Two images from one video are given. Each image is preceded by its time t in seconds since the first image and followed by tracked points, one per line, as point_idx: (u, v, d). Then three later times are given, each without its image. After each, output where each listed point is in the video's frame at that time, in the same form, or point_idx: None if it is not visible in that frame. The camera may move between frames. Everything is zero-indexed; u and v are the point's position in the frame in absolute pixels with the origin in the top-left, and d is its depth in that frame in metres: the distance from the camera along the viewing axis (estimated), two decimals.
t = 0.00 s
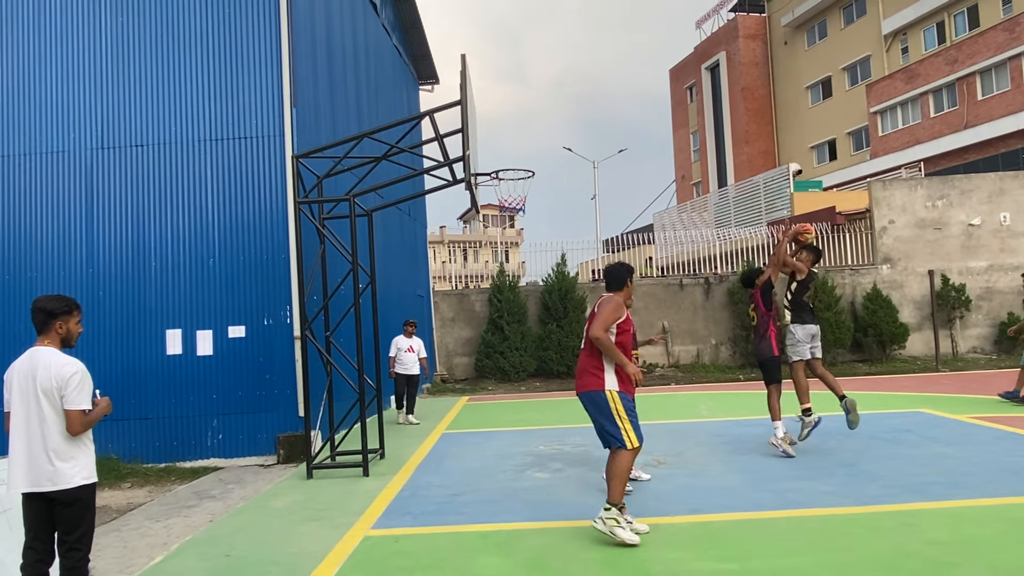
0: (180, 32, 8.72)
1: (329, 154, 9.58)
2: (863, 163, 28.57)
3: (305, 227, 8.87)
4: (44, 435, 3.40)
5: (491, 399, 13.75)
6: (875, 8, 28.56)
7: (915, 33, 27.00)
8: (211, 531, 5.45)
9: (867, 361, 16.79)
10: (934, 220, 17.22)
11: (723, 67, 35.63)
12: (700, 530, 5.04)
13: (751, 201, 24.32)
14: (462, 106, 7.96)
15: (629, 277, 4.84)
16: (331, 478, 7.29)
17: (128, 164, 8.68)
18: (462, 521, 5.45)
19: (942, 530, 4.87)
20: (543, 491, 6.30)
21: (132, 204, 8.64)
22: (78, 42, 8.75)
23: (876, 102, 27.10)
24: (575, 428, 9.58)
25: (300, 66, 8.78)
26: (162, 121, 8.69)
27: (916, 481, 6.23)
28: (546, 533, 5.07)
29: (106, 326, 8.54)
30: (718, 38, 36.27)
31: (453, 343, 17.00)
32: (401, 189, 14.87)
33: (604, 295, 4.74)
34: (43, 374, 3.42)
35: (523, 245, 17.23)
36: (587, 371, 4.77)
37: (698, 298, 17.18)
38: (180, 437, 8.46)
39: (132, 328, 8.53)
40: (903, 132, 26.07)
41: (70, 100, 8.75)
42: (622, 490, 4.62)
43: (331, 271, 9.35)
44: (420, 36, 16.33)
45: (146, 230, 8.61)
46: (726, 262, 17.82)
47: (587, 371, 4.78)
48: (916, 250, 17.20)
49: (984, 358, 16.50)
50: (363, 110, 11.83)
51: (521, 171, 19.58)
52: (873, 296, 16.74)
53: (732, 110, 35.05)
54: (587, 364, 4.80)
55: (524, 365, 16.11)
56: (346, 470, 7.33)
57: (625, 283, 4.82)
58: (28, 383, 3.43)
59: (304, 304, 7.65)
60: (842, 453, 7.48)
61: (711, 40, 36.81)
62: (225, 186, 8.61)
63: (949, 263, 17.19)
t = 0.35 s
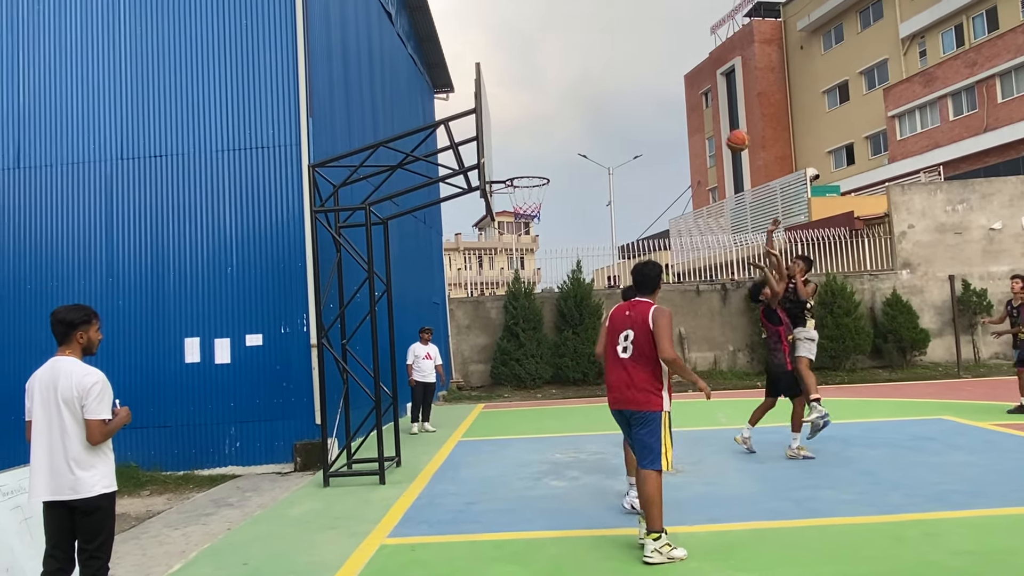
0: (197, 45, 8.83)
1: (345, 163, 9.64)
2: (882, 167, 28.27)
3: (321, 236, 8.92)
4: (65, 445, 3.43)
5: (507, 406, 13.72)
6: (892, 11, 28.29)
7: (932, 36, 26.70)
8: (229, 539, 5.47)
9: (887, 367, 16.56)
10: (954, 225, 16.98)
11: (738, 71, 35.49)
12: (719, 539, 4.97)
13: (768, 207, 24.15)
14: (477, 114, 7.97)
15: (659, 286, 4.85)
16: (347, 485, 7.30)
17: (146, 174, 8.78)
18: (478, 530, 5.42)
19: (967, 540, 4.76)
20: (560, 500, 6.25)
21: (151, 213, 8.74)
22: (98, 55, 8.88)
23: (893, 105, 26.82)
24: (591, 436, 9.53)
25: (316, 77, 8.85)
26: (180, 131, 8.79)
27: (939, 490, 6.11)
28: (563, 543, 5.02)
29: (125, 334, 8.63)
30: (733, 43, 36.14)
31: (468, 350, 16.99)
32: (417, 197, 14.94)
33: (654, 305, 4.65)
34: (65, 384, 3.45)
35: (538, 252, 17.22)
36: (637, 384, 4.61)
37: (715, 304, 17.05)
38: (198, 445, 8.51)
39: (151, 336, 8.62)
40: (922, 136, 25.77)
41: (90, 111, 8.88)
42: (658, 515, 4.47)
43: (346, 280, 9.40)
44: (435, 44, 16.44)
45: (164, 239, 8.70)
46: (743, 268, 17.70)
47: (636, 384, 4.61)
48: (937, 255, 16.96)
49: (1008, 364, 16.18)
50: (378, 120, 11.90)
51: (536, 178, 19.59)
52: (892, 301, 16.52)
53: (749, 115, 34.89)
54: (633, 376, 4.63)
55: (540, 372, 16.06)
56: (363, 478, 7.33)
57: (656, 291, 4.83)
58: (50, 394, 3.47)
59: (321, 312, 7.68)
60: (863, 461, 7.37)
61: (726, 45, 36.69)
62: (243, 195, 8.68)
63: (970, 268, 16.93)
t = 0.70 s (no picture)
0: (215, 56, 8.93)
1: (360, 171, 9.70)
2: (899, 171, 28.01)
3: (337, 244, 8.96)
4: (85, 453, 3.46)
5: (521, 414, 13.69)
6: (908, 15, 28.07)
7: (948, 40, 26.43)
8: (245, 546, 5.49)
9: (906, 374, 16.36)
10: (972, 230, 16.75)
11: (752, 77, 35.36)
12: (736, 548, 4.91)
13: (784, 213, 23.99)
14: (490, 122, 7.99)
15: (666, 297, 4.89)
16: (363, 493, 7.30)
17: (165, 184, 8.88)
18: (493, 538, 5.40)
19: (987, 549, 4.66)
20: (575, 508, 6.22)
21: (170, 222, 8.83)
22: (118, 67, 9.01)
23: (910, 110, 26.58)
24: (606, 443, 9.48)
25: (331, 86, 8.92)
26: (198, 141, 8.89)
27: (959, 498, 6.00)
28: (578, 551, 4.99)
29: (143, 342, 8.71)
30: (747, 48, 36.03)
31: (482, 357, 16.98)
32: (431, 205, 15.01)
33: (676, 314, 4.70)
34: (84, 393, 3.48)
35: (552, 259, 17.19)
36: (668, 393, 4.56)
37: (731, 311, 16.99)
38: (215, 453, 8.56)
39: (169, 344, 8.70)
40: (938, 140, 25.51)
41: (110, 123, 8.99)
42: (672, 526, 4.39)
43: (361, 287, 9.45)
44: (448, 53, 16.53)
45: (182, 249, 8.79)
46: (758, 274, 17.58)
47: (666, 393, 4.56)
48: (955, 261, 16.74)
49: None
50: (393, 128, 11.98)
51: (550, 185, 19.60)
52: (910, 307, 16.32)
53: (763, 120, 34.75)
54: (662, 385, 4.58)
55: (554, 379, 16.03)
56: (378, 485, 7.33)
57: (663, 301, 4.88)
58: (70, 404, 3.49)
59: (336, 320, 7.70)
60: (882, 469, 7.26)
61: (740, 50, 36.59)
62: (260, 204, 8.75)
63: (989, 273, 16.70)
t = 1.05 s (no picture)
0: (228, 63, 9.01)
1: (372, 176, 9.74)
2: (914, 174, 27.76)
3: (349, 249, 8.99)
4: (104, 456, 3.48)
5: (533, 418, 13.67)
6: (922, 17, 27.82)
7: (964, 42, 26.16)
8: (259, 550, 5.51)
9: (921, 378, 16.18)
10: (988, 233, 16.55)
11: (765, 80, 35.21)
12: (751, 554, 4.86)
13: (798, 216, 23.83)
14: (502, 126, 7.99)
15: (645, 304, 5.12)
16: (375, 497, 7.31)
17: (178, 190, 8.96)
18: (505, 543, 5.38)
19: (1007, 556, 4.58)
20: (588, 512, 6.18)
21: (184, 228, 8.91)
22: (133, 75, 9.11)
23: (924, 112, 26.34)
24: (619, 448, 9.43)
25: (343, 92, 8.97)
26: (211, 147, 8.96)
27: (977, 504, 5.91)
28: (591, 556, 4.96)
29: (157, 346, 8.79)
30: (760, 51, 35.87)
31: (494, 361, 16.97)
32: (443, 209, 15.05)
33: (660, 320, 4.94)
34: (104, 396, 3.51)
35: (564, 263, 17.16)
36: (663, 394, 4.78)
37: (744, 315, 16.86)
38: (229, 457, 8.60)
39: (183, 348, 8.76)
40: (954, 143, 25.25)
41: (125, 129, 9.09)
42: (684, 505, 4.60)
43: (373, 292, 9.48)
44: (460, 58, 16.58)
45: (195, 254, 8.86)
46: (772, 278, 17.45)
47: (661, 394, 4.78)
48: (971, 264, 16.54)
49: None
50: (405, 133, 12.02)
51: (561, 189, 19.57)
52: (926, 311, 16.13)
53: (776, 123, 34.57)
54: (656, 388, 4.79)
55: (566, 384, 15.98)
56: (391, 489, 7.33)
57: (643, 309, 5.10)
58: (89, 407, 3.52)
59: (348, 324, 7.72)
60: (898, 475, 7.17)
61: (753, 53, 36.44)
62: (273, 209, 8.81)
63: (1006, 276, 16.48)
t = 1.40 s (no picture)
0: (240, 66, 9.06)
1: (383, 178, 9.76)
2: (926, 175, 27.53)
3: (360, 250, 9.01)
4: (126, 453, 3.50)
5: (542, 420, 13.65)
6: (935, 17, 27.58)
7: (977, 42, 25.89)
8: (270, 551, 5.51)
9: (935, 381, 16.00)
10: (1002, 234, 16.39)
11: (776, 81, 35.04)
12: (763, 557, 4.82)
13: (809, 217, 23.68)
14: (512, 128, 7.99)
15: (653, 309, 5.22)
16: (386, 499, 7.31)
17: (191, 192, 9.01)
18: (515, 545, 5.37)
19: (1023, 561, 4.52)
20: (598, 515, 6.15)
21: (196, 231, 8.96)
22: (146, 78, 9.18)
23: (938, 113, 26.12)
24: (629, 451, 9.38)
25: (354, 94, 8.99)
26: (223, 149, 9.01)
27: (992, 508, 5.84)
28: (601, 559, 4.93)
29: (169, 347, 8.83)
30: (771, 52, 35.70)
31: (504, 363, 16.95)
32: (453, 211, 15.07)
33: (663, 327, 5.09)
34: (128, 394, 3.55)
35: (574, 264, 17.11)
36: (664, 397, 4.96)
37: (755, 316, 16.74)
38: (240, 457, 8.63)
39: (195, 350, 8.81)
40: (968, 144, 25.02)
41: (138, 132, 9.16)
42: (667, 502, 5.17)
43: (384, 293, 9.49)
44: (470, 60, 16.60)
45: (208, 255, 8.91)
46: (784, 280, 17.31)
47: (663, 397, 4.96)
48: (985, 266, 16.36)
49: None
50: (415, 134, 12.04)
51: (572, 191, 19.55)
52: (940, 313, 15.97)
53: (787, 125, 34.39)
54: (657, 391, 4.96)
55: (577, 386, 15.95)
56: (401, 491, 7.33)
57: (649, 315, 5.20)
58: (112, 405, 3.55)
59: (359, 325, 7.73)
60: (911, 478, 7.09)
61: (764, 54, 36.27)
62: (284, 211, 8.84)
63: (1021, 278, 16.30)
